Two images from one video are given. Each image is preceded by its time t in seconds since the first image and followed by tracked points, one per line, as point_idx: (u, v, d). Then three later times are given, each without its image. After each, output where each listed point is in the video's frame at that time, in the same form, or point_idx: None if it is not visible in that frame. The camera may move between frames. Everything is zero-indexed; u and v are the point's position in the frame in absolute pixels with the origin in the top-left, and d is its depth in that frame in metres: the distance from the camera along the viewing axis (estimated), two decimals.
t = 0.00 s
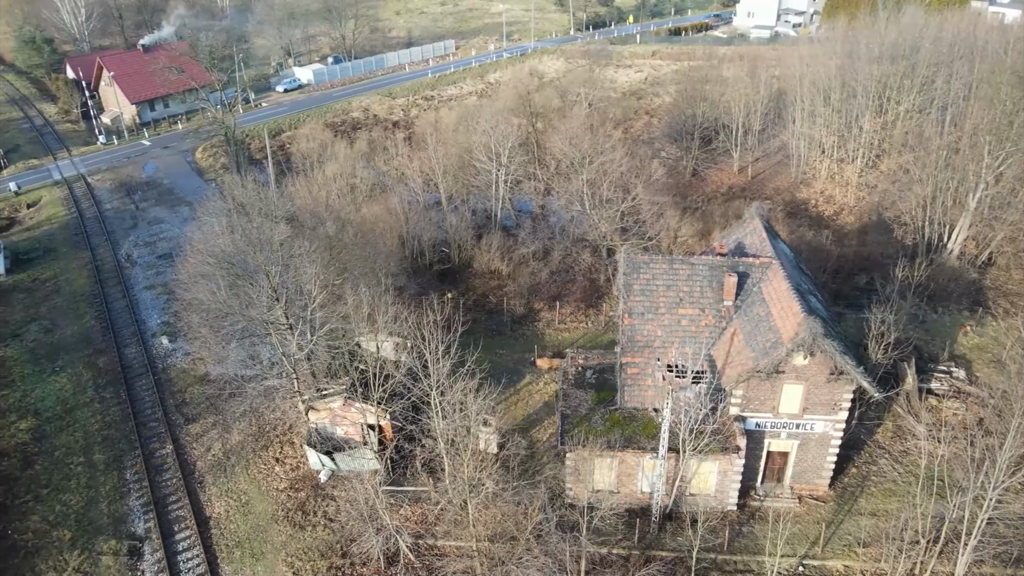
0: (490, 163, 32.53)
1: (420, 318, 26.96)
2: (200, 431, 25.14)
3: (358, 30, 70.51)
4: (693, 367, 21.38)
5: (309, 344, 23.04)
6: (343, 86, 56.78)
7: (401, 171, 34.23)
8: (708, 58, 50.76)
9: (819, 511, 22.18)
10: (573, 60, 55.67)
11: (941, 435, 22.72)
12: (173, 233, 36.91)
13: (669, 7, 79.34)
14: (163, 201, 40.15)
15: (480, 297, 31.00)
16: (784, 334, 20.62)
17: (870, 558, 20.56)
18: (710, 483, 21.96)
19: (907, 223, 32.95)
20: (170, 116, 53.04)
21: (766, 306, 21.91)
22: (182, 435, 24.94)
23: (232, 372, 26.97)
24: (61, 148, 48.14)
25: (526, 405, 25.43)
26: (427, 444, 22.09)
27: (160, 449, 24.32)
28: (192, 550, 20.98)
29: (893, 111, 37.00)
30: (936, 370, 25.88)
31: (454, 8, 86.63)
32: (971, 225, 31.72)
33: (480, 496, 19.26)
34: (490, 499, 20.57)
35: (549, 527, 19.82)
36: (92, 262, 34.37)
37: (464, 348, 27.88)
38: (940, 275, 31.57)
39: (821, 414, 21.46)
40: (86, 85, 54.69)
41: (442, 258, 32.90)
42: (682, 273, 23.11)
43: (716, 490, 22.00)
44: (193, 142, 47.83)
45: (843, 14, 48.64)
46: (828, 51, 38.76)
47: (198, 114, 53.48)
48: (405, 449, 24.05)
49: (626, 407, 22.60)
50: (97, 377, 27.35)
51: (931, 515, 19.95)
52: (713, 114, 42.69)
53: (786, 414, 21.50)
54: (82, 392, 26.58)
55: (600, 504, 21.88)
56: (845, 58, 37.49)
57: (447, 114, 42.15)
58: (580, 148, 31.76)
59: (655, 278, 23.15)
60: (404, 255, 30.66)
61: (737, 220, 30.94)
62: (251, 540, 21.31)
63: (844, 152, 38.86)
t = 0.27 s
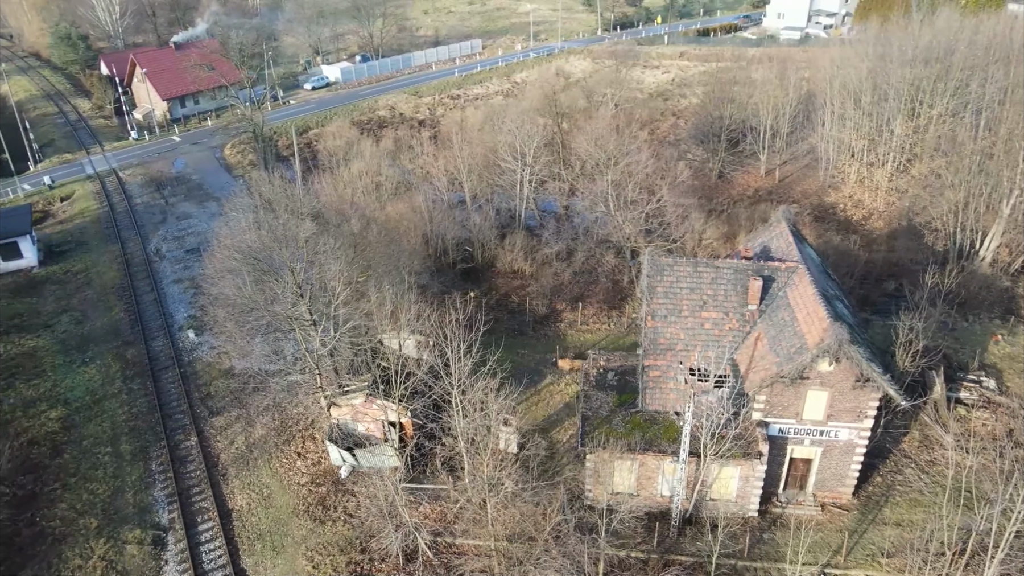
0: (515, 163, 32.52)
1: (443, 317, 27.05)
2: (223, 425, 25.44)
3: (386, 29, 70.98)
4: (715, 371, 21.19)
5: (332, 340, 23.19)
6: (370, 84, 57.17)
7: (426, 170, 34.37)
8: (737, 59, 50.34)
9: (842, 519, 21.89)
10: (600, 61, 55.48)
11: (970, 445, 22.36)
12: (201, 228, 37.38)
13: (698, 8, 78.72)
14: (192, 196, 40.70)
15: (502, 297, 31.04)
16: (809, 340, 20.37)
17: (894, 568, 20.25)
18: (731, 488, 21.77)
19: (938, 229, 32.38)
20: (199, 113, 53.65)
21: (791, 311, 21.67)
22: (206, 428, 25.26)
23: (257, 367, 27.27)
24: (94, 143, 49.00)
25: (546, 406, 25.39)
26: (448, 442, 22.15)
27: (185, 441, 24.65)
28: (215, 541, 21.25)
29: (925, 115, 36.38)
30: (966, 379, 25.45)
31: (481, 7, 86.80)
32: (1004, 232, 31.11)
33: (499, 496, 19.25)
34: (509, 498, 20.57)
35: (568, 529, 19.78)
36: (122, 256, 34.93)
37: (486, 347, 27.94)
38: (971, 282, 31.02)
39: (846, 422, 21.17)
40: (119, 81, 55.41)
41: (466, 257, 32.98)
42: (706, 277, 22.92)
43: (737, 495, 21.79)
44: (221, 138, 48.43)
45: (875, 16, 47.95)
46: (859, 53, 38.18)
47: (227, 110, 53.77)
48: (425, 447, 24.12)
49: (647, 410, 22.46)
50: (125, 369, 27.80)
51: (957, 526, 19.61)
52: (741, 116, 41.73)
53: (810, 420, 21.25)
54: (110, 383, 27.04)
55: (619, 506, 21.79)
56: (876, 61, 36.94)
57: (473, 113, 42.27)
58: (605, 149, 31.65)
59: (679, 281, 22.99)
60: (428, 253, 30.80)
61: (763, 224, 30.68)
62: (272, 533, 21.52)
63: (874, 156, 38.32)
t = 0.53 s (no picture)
0: (540, 163, 32.51)
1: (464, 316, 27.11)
2: (247, 418, 25.73)
3: (413, 28, 71.38)
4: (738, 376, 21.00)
5: (354, 337, 23.32)
6: (396, 83, 57.47)
7: (451, 169, 34.50)
8: (765, 61, 49.89)
9: (865, 529, 21.57)
10: (627, 61, 55.27)
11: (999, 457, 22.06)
12: (228, 224, 37.83)
13: (727, 9, 78.06)
14: (220, 192, 41.22)
15: (525, 297, 31.04)
16: (834, 346, 20.11)
17: None
18: (752, 494, 21.53)
19: (969, 235, 31.80)
20: (228, 110, 54.56)
21: (816, 316, 21.41)
22: (229, 421, 25.57)
23: (280, 362, 27.56)
24: (126, 138, 49.82)
25: (567, 407, 25.35)
26: (467, 441, 22.19)
27: (209, 434, 24.97)
28: (236, 534, 21.50)
29: (958, 119, 35.74)
30: (995, 389, 25.04)
31: (508, 7, 86.87)
32: None
33: (519, 496, 19.25)
34: (528, 499, 20.57)
35: (587, 530, 19.73)
36: (151, 250, 35.47)
37: (507, 346, 27.98)
38: (1003, 290, 30.44)
39: (871, 430, 20.84)
40: (151, 78, 56.33)
41: (488, 256, 33.03)
42: (730, 280, 22.71)
43: (759, 501, 21.55)
44: (249, 135, 48.98)
45: (909, 18, 47.20)
46: (891, 55, 37.62)
47: (256, 108, 54.74)
48: (445, 445, 24.17)
49: (669, 413, 22.32)
50: (151, 361, 28.24)
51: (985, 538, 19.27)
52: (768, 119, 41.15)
53: (834, 427, 20.95)
54: (137, 375, 27.50)
55: (639, 509, 21.67)
56: (908, 64, 36.37)
57: (499, 112, 42.34)
58: (630, 150, 31.51)
59: (703, 284, 22.79)
60: (451, 252, 30.90)
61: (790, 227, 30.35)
62: (292, 527, 21.72)
63: (905, 160, 37.73)
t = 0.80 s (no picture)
0: (564, 164, 32.47)
1: (487, 315, 27.15)
2: (270, 412, 26.00)
3: (441, 27, 71.75)
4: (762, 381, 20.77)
5: (376, 334, 23.41)
6: (422, 82, 57.71)
7: (476, 168, 34.60)
8: (795, 62, 49.39)
9: (889, 539, 21.25)
10: (654, 62, 54.97)
11: None
12: (254, 219, 38.24)
13: (757, 10, 77.31)
14: (247, 188, 41.71)
15: (547, 297, 31.01)
16: (860, 353, 19.84)
17: None
18: (774, 501, 21.29)
19: (1002, 242, 31.18)
20: (257, 107, 55.11)
21: (842, 322, 21.14)
22: (253, 415, 25.85)
23: (303, 357, 27.79)
24: (156, 134, 50.59)
25: (588, 408, 25.29)
26: (488, 440, 22.21)
27: (232, 427, 25.27)
28: (257, 526, 21.73)
29: (993, 124, 35.06)
30: None
31: (536, 7, 86.84)
32: None
33: (538, 496, 19.23)
34: (547, 499, 20.55)
35: (606, 532, 19.67)
36: (179, 244, 35.96)
37: (529, 346, 28.00)
38: None
39: (897, 438, 20.52)
40: (182, 75, 57.15)
41: (512, 256, 33.05)
42: (755, 284, 22.48)
43: (781, 508, 21.30)
44: (277, 132, 49.47)
45: (944, 21, 46.41)
46: (924, 57, 37.01)
47: (284, 105, 55.17)
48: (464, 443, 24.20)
49: (690, 417, 22.16)
50: (178, 354, 28.63)
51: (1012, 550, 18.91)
52: (797, 122, 40.96)
53: (859, 435, 20.67)
54: (164, 367, 27.92)
55: (658, 513, 21.53)
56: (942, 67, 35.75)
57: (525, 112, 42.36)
58: (656, 151, 31.29)
59: (727, 287, 22.59)
60: (474, 251, 30.97)
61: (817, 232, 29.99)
62: (312, 521, 21.91)
63: (936, 165, 37.11)
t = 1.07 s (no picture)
0: (589, 164, 32.38)
1: (509, 314, 27.17)
2: (293, 407, 26.25)
3: (468, 26, 72.02)
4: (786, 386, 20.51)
5: (399, 332, 23.46)
6: (449, 81, 57.94)
7: (501, 167, 34.66)
8: (825, 64, 48.84)
9: (914, 549, 20.91)
10: (682, 63, 54.67)
11: None
12: (281, 216, 38.64)
13: (788, 11, 76.53)
14: (274, 184, 42.16)
15: (570, 297, 30.96)
16: (887, 360, 19.56)
17: None
18: (796, 508, 21.03)
19: None
20: (285, 105, 55.30)
21: (869, 329, 20.84)
22: (276, 409, 26.11)
23: (326, 353, 27.99)
24: (186, 130, 51.32)
25: (609, 410, 25.20)
26: (508, 439, 22.22)
27: (256, 420, 25.55)
28: (279, 519, 21.96)
29: None
30: None
31: (563, 7, 86.74)
32: None
33: (557, 497, 19.20)
34: (567, 500, 20.51)
35: (625, 535, 19.57)
36: (206, 239, 36.45)
37: (551, 347, 27.96)
38: None
39: (923, 447, 20.17)
40: (212, 71, 57.85)
41: (535, 256, 33.05)
42: (780, 288, 22.25)
43: (803, 515, 21.04)
44: (304, 130, 49.92)
45: (980, 23, 45.55)
46: (958, 60, 36.35)
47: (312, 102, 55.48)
48: (484, 443, 24.18)
49: (712, 421, 21.94)
50: (204, 347, 29.02)
51: None
52: (827, 125, 40.39)
53: (885, 443, 20.34)
54: (190, 360, 28.32)
55: (678, 517, 21.37)
56: (977, 70, 35.09)
57: (551, 112, 42.34)
58: (682, 153, 31.09)
59: (752, 291, 22.38)
60: (498, 250, 31.02)
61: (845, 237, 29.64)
62: (332, 516, 22.08)
63: (969, 170, 36.43)
